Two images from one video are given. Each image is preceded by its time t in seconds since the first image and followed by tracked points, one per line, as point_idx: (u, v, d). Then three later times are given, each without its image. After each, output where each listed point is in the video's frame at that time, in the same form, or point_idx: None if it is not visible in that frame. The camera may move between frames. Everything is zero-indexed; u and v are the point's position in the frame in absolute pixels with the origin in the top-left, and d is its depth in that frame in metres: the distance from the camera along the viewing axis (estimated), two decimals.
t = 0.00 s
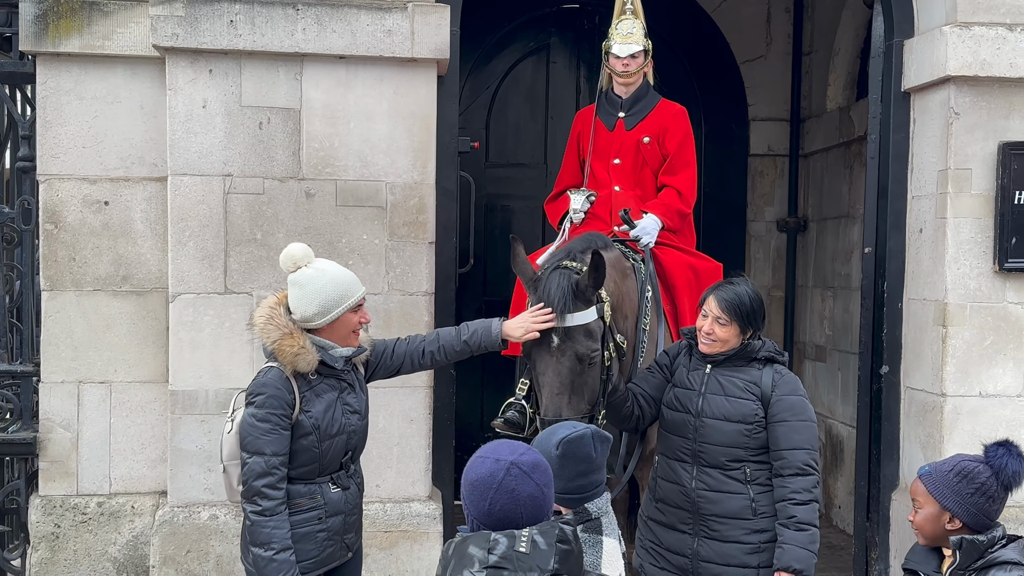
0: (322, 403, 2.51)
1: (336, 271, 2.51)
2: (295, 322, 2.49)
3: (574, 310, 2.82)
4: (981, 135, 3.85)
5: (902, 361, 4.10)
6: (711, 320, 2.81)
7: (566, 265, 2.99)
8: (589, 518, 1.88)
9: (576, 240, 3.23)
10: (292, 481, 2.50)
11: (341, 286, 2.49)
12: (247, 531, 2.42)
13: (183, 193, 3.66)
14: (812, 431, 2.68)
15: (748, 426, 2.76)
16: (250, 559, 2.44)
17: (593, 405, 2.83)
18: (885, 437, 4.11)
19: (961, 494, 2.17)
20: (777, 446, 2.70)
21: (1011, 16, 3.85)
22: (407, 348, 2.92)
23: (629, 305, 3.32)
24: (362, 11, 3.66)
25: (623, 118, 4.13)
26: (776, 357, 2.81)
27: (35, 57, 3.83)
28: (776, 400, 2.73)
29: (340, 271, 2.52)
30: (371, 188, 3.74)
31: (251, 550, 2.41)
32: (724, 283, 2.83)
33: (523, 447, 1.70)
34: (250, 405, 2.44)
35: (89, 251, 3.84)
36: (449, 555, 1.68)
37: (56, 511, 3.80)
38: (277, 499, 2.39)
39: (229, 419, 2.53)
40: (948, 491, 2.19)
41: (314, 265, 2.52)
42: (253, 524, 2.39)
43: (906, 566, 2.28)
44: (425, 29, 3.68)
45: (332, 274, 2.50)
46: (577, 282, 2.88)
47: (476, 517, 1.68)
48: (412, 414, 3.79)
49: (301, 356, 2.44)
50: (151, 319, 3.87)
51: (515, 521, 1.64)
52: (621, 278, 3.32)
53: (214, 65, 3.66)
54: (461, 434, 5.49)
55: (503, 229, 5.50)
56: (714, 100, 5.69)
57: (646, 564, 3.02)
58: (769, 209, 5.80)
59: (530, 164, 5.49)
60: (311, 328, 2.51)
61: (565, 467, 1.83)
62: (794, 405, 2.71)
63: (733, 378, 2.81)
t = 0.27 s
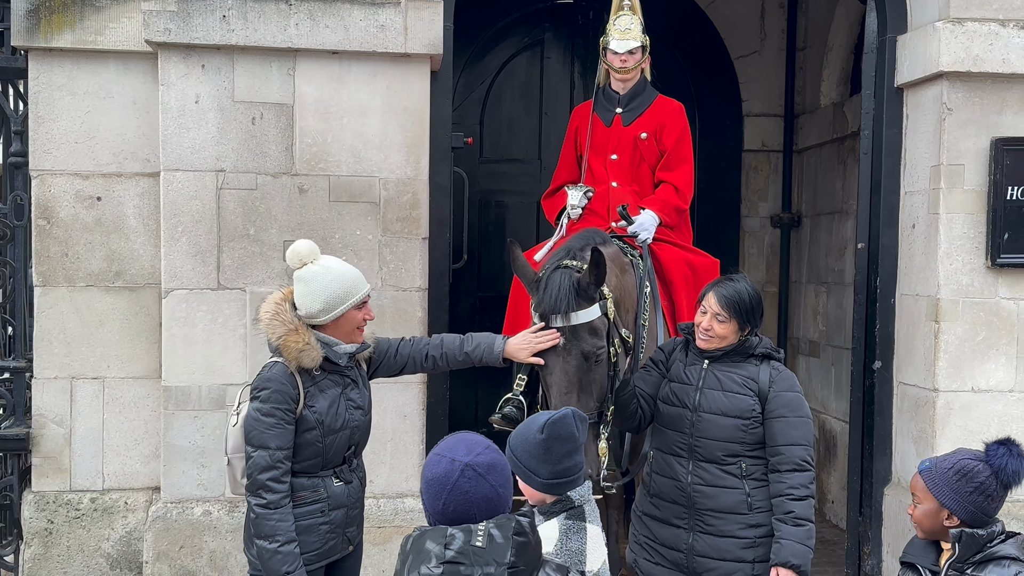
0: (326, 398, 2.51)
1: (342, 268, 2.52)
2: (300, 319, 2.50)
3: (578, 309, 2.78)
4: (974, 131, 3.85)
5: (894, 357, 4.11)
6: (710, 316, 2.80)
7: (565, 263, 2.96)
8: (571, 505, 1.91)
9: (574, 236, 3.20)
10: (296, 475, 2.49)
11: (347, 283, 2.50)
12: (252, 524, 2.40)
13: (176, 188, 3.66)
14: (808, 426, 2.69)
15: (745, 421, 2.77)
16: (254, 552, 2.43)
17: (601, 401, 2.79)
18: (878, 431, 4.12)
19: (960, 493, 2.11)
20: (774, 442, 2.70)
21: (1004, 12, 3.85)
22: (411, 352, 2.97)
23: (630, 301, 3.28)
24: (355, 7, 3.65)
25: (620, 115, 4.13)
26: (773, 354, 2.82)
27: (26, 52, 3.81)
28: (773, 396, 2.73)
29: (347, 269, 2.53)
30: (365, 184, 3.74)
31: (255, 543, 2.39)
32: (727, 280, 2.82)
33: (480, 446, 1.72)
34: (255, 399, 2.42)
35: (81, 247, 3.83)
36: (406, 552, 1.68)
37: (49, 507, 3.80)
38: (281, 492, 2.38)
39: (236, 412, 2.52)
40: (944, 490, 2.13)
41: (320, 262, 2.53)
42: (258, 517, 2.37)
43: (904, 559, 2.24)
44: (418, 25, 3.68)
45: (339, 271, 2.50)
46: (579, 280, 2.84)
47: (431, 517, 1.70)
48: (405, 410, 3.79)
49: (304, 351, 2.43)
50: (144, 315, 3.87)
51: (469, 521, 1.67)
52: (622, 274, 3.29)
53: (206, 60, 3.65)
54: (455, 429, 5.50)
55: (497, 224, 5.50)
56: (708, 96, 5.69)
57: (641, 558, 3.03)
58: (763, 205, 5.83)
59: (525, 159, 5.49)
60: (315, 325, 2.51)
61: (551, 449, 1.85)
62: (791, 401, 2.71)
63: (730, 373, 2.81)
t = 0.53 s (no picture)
0: (325, 395, 2.51)
1: (348, 266, 2.51)
2: (303, 314, 2.49)
3: (584, 314, 2.77)
4: (968, 129, 3.86)
5: (888, 354, 4.12)
6: (710, 316, 2.80)
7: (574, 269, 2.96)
8: (562, 498, 1.89)
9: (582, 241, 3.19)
10: (292, 470, 2.49)
11: (351, 282, 2.49)
12: (248, 517, 2.41)
13: (170, 185, 3.65)
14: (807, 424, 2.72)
15: (744, 419, 2.78)
16: (249, 546, 2.43)
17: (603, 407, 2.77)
18: (871, 429, 4.13)
19: (948, 489, 2.12)
20: (774, 440, 2.72)
21: (998, 9, 3.85)
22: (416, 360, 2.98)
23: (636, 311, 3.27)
24: (349, 4, 3.64)
25: (619, 112, 4.12)
26: (771, 351, 2.83)
27: (19, 49, 3.80)
28: (772, 394, 2.75)
29: (351, 268, 2.51)
30: (359, 182, 3.74)
31: (250, 537, 2.40)
32: (732, 278, 2.81)
33: (440, 442, 1.74)
34: (254, 394, 2.44)
35: (75, 244, 3.83)
36: (365, 549, 1.67)
37: (43, 505, 3.79)
38: (277, 487, 2.39)
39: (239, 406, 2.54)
40: (932, 486, 2.14)
41: (326, 259, 2.53)
42: (253, 511, 2.38)
43: (893, 554, 2.25)
44: (413, 22, 3.67)
45: (344, 268, 2.49)
46: (587, 286, 2.84)
47: (392, 514, 1.72)
48: (400, 408, 3.79)
49: (305, 348, 2.43)
50: (138, 313, 3.86)
51: (425, 516, 1.68)
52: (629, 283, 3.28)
53: (200, 57, 3.65)
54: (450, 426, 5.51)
55: (492, 222, 5.50)
56: (703, 94, 5.69)
57: (639, 558, 3.01)
58: (758, 203, 5.82)
59: (520, 157, 5.49)
60: (318, 320, 2.51)
61: (540, 439, 1.89)
62: (791, 399, 2.74)
63: (729, 372, 2.81)
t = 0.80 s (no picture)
0: (329, 393, 2.50)
1: (356, 266, 2.49)
2: (311, 313, 2.50)
3: (592, 319, 2.78)
4: (961, 127, 3.87)
5: (882, 352, 4.13)
6: (708, 314, 2.78)
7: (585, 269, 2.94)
8: (558, 494, 1.89)
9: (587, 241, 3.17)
10: (293, 466, 2.49)
11: (359, 283, 2.47)
12: (246, 511, 2.42)
13: (164, 184, 3.65)
14: (805, 422, 2.74)
15: (743, 418, 2.79)
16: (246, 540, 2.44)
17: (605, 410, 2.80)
18: (866, 427, 4.14)
19: (943, 486, 2.12)
20: (773, 438, 2.74)
21: (992, 8, 3.86)
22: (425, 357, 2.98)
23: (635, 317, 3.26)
24: (344, 2, 3.64)
25: (617, 111, 4.10)
26: (768, 350, 2.83)
27: (14, 47, 3.79)
28: (770, 392, 2.76)
29: (361, 268, 2.50)
30: (354, 180, 3.74)
31: (247, 531, 2.40)
32: (722, 277, 2.82)
33: (425, 439, 1.71)
34: (259, 389, 2.45)
35: (70, 243, 3.82)
36: (355, 541, 1.69)
37: (38, 504, 3.79)
38: (276, 483, 2.39)
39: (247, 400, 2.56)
40: (928, 483, 2.14)
41: (336, 259, 2.52)
42: (251, 505, 2.39)
43: (888, 552, 2.24)
44: (408, 20, 3.67)
45: (352, 269, 2.48)
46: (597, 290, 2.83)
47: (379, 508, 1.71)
48: (395, 406, 3.79)
49: (312, 346, 2.43)
50: (132, 311, 3.86)
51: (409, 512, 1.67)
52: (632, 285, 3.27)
53: (195, 55, 3.64)
54: (446, 424, 5.51)
55: (487, 220, 5.50)
56: (699, 93, 5.70)
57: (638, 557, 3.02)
58: (752, 201, 5.83)
59: (515, 155, 5.49)
60: (325, 319, 2.51)
61: (535, 431, 1.91)
62: (789, 397, 2.75)
63: (727, 370, 2.82)
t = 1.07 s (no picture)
0: (335, 394, 2.49)
1: (365, 269, 2.49)
2: (317, 313, 2.48)
3: (605, 336, 2.74)
4: (956, 126, 3.87)
5: (877, 350, 4.14)
6: (706, 313, 2.79)
7: (599, 285, 2.90)
8: (555, 489, 1.86)
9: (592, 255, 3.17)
10: (298, 465, 2.48)
11: (367, 286, 2.48)
12: (251, 511, 2.40)
13: (159, 181, 3.64)
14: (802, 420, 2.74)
15: (740, 416, 2.79)
16: (250, 539, 2.43)
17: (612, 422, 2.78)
18: (861, 425, 4.14)
19: (941, 483, 2.11)
20: (770, 436, 2.74)
21: (987, 6, 3.86)
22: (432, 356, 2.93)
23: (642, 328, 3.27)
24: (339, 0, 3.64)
25: (615, 109, 4.11)
26: (765, 348, 2.83)
27: (8, 45, 3.78)
28: (767, 390, 2.76)
29: (370, 270, 2.50)
30: (349, 178, 3.73)
31: (252, 530, 2.39)
32: (721, 275, 2.81)
33: (461, 436, 1.62)
34: (265, 388, 2.43)
35: (64, 241, 3.81)
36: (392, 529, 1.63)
37: (32, 502, 3.78)
38: (282, 482, 2.38)
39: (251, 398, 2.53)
40: (926, 480, 2.13)
41: (345, 260, 2.51)
42: (257, 505, 2.37)
43: (886, 549, 2.25)
44: (403, 18, 3.66)
45: (361, 272, 2.48)
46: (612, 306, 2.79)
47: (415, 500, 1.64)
48: (390, 404, 3.78)
49: (318, 347, 2.42)
50: (127, 309, 3.85)
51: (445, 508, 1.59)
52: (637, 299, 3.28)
53: (190, 53, 3.63)
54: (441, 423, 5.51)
55: (482, 219, 5.49)
56: (694, 91, 5.70)
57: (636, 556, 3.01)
58: (748, 199, 5.83)
59: (511, 153, 5.49)
60: (332, 320, 2.50)
61: (531, 426, 1.86)
62: (786, 394, 2.75)
63: (724, 368, 2.82)
